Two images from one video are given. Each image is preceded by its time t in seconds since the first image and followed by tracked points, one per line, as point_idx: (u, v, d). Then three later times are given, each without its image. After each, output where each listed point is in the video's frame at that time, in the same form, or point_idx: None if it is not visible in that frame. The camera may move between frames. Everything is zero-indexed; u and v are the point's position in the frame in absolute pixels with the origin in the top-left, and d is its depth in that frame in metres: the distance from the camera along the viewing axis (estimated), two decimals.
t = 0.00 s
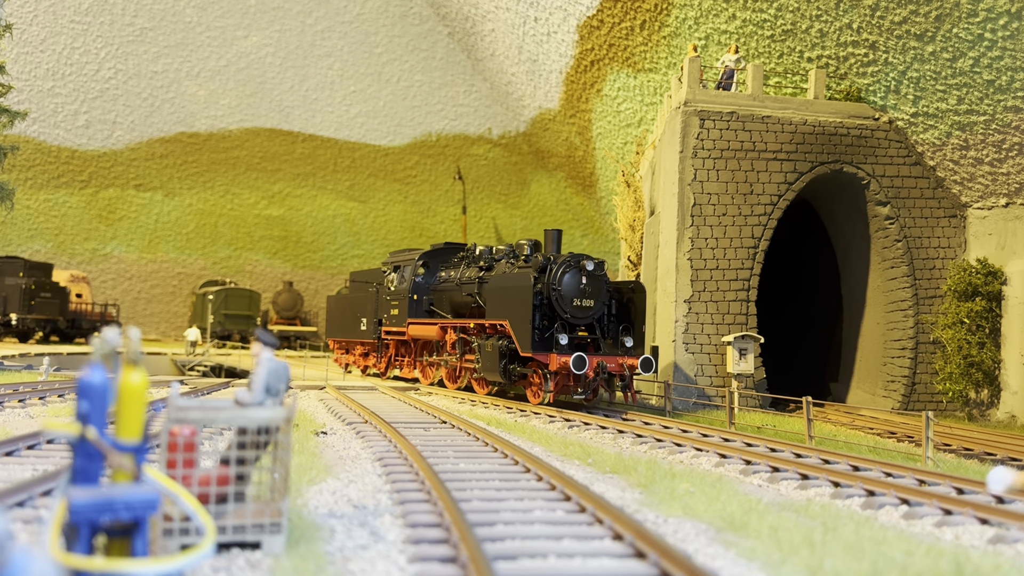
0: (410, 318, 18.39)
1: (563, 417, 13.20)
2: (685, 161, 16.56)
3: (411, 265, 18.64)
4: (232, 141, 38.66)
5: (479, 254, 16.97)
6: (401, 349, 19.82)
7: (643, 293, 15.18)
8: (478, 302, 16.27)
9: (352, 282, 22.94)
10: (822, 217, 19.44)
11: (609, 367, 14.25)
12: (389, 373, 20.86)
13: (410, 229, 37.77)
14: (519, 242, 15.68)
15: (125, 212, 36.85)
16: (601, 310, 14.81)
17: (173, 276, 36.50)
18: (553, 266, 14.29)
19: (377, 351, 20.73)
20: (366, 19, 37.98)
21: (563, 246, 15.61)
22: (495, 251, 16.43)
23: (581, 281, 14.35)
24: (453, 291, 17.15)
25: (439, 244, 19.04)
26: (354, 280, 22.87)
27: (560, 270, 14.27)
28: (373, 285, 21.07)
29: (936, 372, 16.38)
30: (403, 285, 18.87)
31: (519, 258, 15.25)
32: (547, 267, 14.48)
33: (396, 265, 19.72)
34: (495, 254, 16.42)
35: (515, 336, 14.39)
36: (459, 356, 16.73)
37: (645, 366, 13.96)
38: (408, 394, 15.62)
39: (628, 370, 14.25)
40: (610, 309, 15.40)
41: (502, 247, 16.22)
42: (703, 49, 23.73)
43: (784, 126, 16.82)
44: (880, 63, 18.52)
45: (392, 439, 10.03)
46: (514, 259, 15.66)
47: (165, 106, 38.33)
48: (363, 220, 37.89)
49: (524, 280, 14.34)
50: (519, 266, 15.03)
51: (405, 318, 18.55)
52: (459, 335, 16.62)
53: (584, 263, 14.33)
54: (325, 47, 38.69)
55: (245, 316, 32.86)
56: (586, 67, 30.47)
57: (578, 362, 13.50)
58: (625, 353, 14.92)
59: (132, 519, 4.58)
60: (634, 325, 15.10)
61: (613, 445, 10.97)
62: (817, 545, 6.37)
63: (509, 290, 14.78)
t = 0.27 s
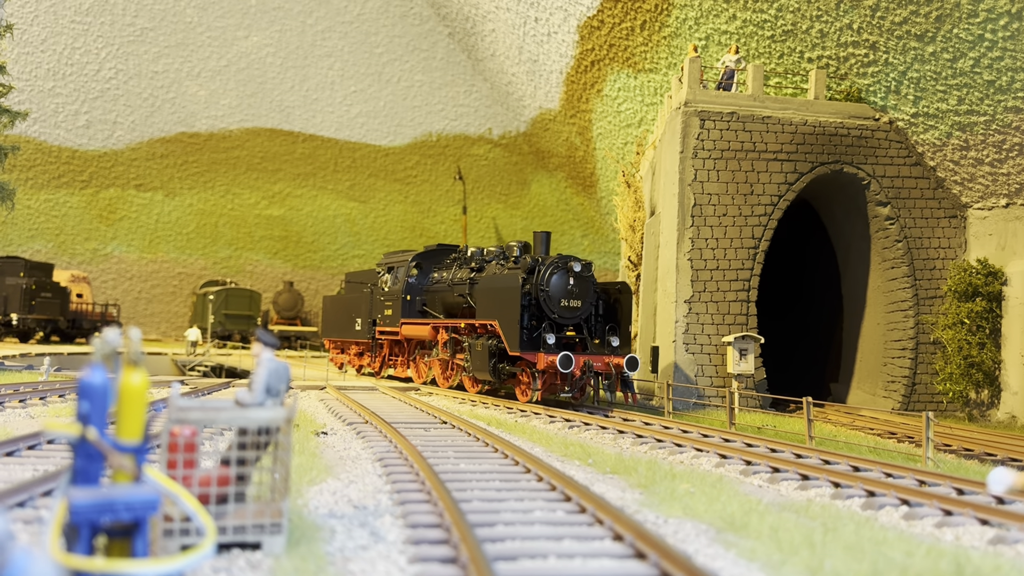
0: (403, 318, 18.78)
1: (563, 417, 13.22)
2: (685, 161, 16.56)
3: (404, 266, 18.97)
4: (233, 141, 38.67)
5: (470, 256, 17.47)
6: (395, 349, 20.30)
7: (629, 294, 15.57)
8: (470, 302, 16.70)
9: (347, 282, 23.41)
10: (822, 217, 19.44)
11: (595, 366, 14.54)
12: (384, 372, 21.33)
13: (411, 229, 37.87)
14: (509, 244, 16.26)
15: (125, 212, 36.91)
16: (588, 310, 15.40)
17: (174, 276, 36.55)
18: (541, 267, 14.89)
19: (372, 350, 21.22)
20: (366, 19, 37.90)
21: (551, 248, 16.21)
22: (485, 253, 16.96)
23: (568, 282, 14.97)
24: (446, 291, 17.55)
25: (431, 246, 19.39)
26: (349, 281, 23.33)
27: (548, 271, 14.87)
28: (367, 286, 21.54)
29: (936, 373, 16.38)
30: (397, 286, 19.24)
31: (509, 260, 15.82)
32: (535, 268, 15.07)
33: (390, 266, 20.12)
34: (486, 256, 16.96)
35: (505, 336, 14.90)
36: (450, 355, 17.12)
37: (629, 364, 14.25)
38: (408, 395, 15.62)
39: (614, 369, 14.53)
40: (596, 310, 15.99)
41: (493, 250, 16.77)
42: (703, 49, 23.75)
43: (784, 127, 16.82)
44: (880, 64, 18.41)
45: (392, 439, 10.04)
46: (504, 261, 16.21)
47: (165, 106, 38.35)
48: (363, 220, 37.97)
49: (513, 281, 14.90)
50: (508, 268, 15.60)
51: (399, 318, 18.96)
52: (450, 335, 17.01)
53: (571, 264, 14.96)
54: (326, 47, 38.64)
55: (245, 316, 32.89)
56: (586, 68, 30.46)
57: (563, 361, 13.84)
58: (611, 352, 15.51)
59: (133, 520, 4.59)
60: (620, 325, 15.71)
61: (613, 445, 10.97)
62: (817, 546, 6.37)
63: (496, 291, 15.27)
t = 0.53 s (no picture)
0: (397, 318, 19.22)
1: (563, 417, 13.23)
2: (686, 161, 16.55)
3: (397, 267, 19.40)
4: (234, 141, 38.68)
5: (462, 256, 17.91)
6: (389, 348, 20.71)
7: (616, 294, 16.11)
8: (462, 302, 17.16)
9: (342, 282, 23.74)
10: (822, 217, 19.46)
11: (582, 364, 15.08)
12: (378, 370, 21.71)
13: (411, 229, 37.92)
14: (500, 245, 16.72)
15: (126, 211, 36.93)
16: (576, 310, 15.89)
17: (175, 276, 36.59)
18: (530, 268, 15.38)
19: (366, 350, 21.60)
20: (367, 19, 37.89)
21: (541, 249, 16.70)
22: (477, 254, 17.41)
23: (557, 283, 15.46)
24: (438, 291, 18.00)
25: (424, 247, 19.76)
26: (345, 281, 23.63)
27: (536, 272, 15.36)
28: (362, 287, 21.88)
29: (937, 373, 16.36)
30: (391, 286, 19.68)
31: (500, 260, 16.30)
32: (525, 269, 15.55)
33: (384, 267, 20.53)
34: (478, 257, 17.40)
35: (495, 335, 15.37)
36: (442, 354, 17.62)
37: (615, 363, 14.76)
38: (409, 394, 15.63)
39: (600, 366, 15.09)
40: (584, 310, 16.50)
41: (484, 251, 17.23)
42: (704, 49, 23.78)
43: (785, 127, 16.82)
44: (880, 64, 18.34)
45: (393, 439, 10.04)
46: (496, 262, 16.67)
47: (166, 105, 38.36)
48: (364, 220, 38.00)
49: (502, 281, 15.36)
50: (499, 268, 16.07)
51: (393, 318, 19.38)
52: (442, 334, 17.53)
53: (559, 265, 15.46)
54: (326, 47, 38.62)
55: (246, 316, 32.90)
56: (587, 67, 30.44)
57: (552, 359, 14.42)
58: (599, 350, 16.03)
59: (133, 520, 4.58)
60: (607, 324, 16.24)
61: (613, 445, 10.97)
62: (817, 546, 6.37)
63: (486, 291, 15.74)
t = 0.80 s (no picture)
0: (391, 318, 19.45)
1: (563, 417, 13.25)
2: (686, 161, 16.55)
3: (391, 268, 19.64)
4: (235, 141, 38.69)
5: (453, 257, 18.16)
6: (383, 348, 20.93)
7: (603, 294, 16.49)
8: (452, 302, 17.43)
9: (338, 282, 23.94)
10: (822, 217, 19.48)
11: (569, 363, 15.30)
12: (372, 370, 21.93)
13: (412, 229, 37.95)
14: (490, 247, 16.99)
15: (127, 211, 36.95)
16: (564, 309, 16.19)
17: (176, 276, 36.62)
18: (519, 269, 15.65)
19: (361, 349, 21.81)
20: (368, 19, 37.94)
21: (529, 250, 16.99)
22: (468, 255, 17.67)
23: (545, 283, 15.74)
24: (430, 292, 18.25)
25: (417, 248, 19.98)
26: (340, 282, 23.78)
27: (525, 273, 15.65)
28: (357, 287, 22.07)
29: (938, 373, 16.36)
30: (384, 287, 19.91)
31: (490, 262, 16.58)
32: (513, 269, 15.83)
33: (378, 268, 20.75)
34: (468, 258, 17.66)
35: (484, 334, 15.63)
36: (433, 353, 17.89)
37: (601, 361, 14.99)
38: (409, 394, 15.63)
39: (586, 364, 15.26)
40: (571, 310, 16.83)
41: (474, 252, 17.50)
42: (705, 50, 23.83)
43: (785, 127, 16.82)
44: (882, 65, 18.33)
45: (393, 439, 10.05)
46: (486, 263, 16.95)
47: (167, 105, 38.40)
48: (364, 220, 38.02)
49: (491, 282, 15.64)
50: (488, 269, 16.35)
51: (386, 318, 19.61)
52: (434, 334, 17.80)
53: (547, 266, 15.73)
54: (327, 47, 38.62)
55: (247, 315, 32.90)
56: (587, 67, 30.44)
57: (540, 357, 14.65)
58: (586, 349, 16.40)
59: (134, 520, 4.59)
60: (593, 323, 16.60)
61: (613, 446, 10.97)
62: (817, 546, 6.37)
63: (476, 291, 15.96)
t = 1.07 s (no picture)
0: (384, 318, 19.52)
1: (562, 416, 13.26)
2: (687, 161, 16.56)
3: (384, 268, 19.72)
4: (235, 140, 38.70)
5: (446, 258, 18.32)
6: (377, 348, 21.05)
7: (592, 293, 16.72)
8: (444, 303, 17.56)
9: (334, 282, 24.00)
10: (822, 217, 19.49)
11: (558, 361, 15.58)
12: (367, 369, 22.03)
13: (413, 229, 37.99)
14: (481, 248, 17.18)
15: (128, 210, 36.96)
16: (553, 309, 16.37)
17: (176, 275, 36.63)
18: (508, 270, 15.84)
19: (356, 348, 21.92)
20: (369, 18, 37.86)
21: (520, 251, 17.18)
22: (460, 255, 17.85)
23: (534, 284, 15.94)
24: (423, 292, 18.38)
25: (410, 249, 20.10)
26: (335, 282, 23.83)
27: (514, 274, 15.84)
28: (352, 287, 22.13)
29: (938, 374, 16.37)
30: (378, 287, 20.00)
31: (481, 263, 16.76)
32: (503, 270, 16.03)
33: (373, 268, 20.85)
34: (461, 258, 17.84)
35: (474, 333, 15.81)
36: (426, 353, 18.03)
37: (590, 359, 15.25)
38: (409, 394, 15.64)
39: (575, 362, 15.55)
40: (561, 310, 17.00)
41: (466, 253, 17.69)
42: (705, 50, 23.89)
43: (786, 126, 16.82)
44: (882, 65, 18.32)
45: (393, 439, 10.06)
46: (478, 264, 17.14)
47: (168, 104, 38.41)
48: (365, 220, 38.06)
49: (481, 282, 15.82)
50: (479, 270, 16.55)
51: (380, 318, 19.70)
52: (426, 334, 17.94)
53: (536, 267, 15.93)
54: (327, 46, 38.60)
55: (248, 315, 32.91)
56: (588, 67, 30.44)
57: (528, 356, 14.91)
58: (575, 348, 16.53)
59: (135, 519, 4.59)
60: (582, 323, 16.76)
61: (613, 446, 10.97)
62: (818, 546, 6.38)
63: (467, 292, 16.18)
